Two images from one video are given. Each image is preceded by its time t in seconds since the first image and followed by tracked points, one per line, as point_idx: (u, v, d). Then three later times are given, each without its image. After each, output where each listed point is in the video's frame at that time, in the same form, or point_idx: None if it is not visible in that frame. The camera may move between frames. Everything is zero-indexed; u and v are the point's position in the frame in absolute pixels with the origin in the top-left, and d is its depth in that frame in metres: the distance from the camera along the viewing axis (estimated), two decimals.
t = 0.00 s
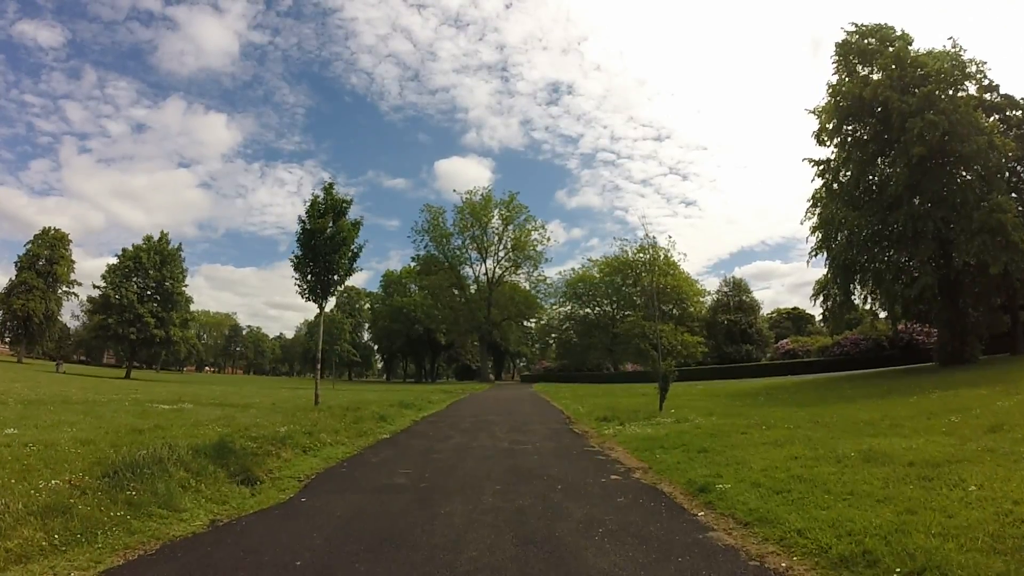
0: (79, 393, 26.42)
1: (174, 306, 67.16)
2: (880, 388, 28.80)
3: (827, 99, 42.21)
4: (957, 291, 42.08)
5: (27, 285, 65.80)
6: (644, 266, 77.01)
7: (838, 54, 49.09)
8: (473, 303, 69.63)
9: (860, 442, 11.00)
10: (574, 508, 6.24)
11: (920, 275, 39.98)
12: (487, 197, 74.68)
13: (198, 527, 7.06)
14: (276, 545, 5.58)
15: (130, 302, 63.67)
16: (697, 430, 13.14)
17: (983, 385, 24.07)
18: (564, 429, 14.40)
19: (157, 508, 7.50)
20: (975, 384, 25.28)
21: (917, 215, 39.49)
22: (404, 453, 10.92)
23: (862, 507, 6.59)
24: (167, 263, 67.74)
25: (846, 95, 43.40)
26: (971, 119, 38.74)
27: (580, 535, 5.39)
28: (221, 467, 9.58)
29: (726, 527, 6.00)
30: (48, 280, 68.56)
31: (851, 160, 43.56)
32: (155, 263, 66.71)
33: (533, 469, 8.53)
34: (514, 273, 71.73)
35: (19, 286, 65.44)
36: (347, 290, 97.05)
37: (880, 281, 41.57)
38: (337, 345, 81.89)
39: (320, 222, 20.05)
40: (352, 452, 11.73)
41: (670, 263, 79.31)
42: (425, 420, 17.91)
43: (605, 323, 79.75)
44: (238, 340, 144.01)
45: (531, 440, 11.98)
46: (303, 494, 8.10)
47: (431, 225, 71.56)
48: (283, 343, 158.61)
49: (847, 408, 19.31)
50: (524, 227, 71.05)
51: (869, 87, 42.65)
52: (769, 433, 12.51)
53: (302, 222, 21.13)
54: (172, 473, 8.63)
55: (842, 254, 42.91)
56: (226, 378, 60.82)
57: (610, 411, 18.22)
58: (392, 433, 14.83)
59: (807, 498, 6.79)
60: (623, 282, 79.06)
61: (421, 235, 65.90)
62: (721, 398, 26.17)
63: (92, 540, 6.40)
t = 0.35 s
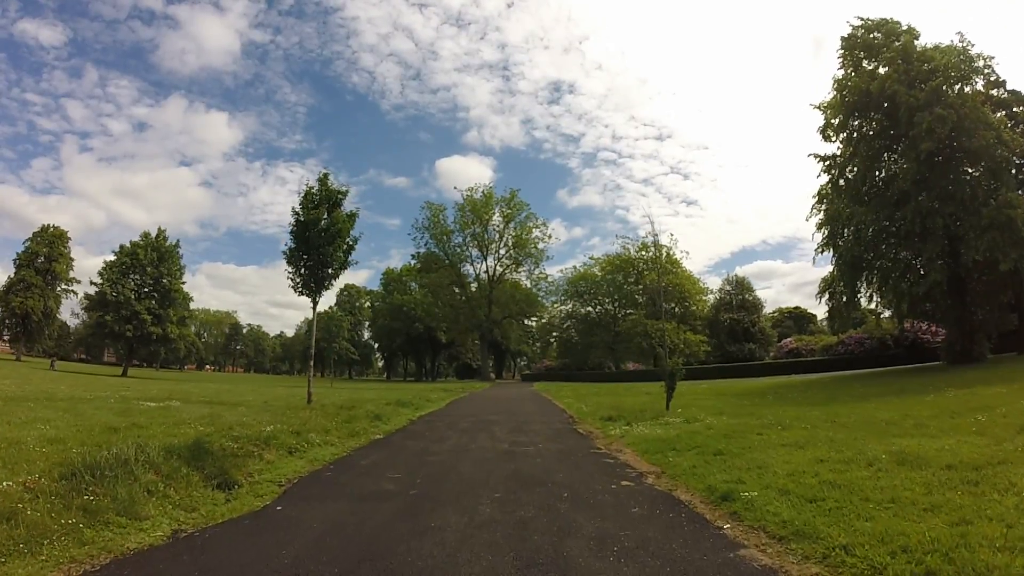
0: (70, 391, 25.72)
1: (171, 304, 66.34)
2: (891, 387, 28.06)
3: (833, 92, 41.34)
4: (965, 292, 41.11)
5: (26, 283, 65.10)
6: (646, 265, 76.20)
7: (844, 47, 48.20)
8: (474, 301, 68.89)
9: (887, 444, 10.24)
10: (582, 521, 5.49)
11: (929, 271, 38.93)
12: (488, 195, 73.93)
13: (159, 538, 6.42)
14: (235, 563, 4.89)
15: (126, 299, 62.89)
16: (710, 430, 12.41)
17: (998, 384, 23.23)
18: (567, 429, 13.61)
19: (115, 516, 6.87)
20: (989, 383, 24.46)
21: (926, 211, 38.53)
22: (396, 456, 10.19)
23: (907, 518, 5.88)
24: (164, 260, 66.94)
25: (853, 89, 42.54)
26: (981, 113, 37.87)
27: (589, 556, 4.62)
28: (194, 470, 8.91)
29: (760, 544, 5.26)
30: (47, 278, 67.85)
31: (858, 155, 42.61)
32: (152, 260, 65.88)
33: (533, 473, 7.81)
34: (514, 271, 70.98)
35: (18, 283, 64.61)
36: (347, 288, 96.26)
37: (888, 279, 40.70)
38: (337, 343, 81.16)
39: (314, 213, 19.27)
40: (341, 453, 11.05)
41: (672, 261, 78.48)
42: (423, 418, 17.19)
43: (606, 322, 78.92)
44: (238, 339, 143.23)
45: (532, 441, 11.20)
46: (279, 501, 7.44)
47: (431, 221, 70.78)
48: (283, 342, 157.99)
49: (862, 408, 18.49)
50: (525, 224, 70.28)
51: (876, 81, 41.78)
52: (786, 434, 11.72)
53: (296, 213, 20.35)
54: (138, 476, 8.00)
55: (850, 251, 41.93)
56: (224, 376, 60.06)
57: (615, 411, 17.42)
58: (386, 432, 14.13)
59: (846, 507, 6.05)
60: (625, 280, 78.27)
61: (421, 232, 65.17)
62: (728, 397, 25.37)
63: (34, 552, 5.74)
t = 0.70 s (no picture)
0: (57, 394, 25.04)
1: (166, 306, 65.43)
2: (899, 388, 27.38)
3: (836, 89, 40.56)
4: (972, 292, 40.29)
5: (23, 285, 64.31)
6: (646, 265, 75.58)
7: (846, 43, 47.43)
8: (473, 302, 68.22)
9: (910, 453, 9.66)
10: (585, 550, 4.82)
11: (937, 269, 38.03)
12: (487, 195, 73.28)
13: (110, 566, 5.85)
14: None
15: (121, 301, 61.97)
16: (720, 438, 11.83)
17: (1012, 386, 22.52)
18: (567, 436, 12.89)
19: (65, 539, 6.34)
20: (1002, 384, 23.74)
21: (931, 210, 37.69)
22: (384, 467, 9.51)
23: (952, 545, 5.28)
24: (160, 261, 66.07)
25: (857, 86, 41.76)
26: (987, 109, 37.08)
27: None
28: (163, 485, 8.31)
29: None
30: (44, 280, 67.08)
31: (862, 153, 41.79)
32: (148, 261, 65.01)
33: (531, 489, 7.13)
34: (514, 272, 70.33)
35: (15, 285, 63.90)
36: (346, 290, 95.52)
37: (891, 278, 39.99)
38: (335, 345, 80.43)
39: (305, 211, 18.56)
40: (327, 462, 10.43)
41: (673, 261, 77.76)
42: (418, 424, 16.48)
43: (606, 323, 78.20)
44: (237, 340, 142.49)
45: (531, 450, 10.47)
46: (249, 521, 6.84)
47: (429, 222, 70.04)
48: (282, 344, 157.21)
49: (873, 410, 17.83)
50: (524, 224, 69.61)
51: (879, 77, 41.01)
52: (801, 442, 11.12)
53: (287, 211, 19.66)
54: (98, 493, 7.47)
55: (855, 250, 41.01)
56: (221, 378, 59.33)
57: (617, 416, 16.67)
58: (378, 438, 13.47)
59: (881, 534, 5.46)
60: (625, 281, 77.56)
61: (420, 233, 64.50)
62: (734, 400, 24.69)
63: None
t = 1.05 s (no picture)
0: (39, 393, 24.18)
1: (161, 304, 64.45)
2: (908, 388, 26.61)
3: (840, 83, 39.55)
4: (977, 290, 39.33)
5: (19, 283, 63.33)
6: (646, 263, 74.82)
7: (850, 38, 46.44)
8: (472, 301, 67.42)
9: (940, 459, 8.99)
10: None
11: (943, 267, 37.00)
12: (485, 193, 72.50)
13: None
14: None
15: (115, 299, 60.98)
16: (730, 440, 11.16)
17: None
18: (565, 438, 12.10)
19: None
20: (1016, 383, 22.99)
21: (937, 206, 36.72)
22: (369, 473, 8.74)
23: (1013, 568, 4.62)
24: (155, 259, 65.08)
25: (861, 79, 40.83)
26: (993, 105, 36.03)
27: None
28: (122, 492, 7.57)
29: None
30: (40, 278, 66.16)
31: (865, 149, 40.87)
32: (143, 258, 64.02)
33: (525, 501, 6.42)
34: (513, 271, 69.53)
35: (10, 284, 62.85)
36: (343, 288, 94.63)
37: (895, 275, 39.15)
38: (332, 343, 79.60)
39: (293, 203, 17.79)
40: (309, 467, 9.71)
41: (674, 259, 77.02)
42: (409, 425, 15.71)
43: (606, 321, 77.38)
44: (235, 339, 141.48)
45: (528, 455, 9.71)
46: (210, 535, 6.13)
47: (427, 220, 69.18)
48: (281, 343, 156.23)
49: (887, 411, 17.13)
50: (523, 222, 68.83)
51: (884, 72, 40.08)
52: (817, 446, 10.46)
53: (275, 204, 18.90)
54: (46, 502, 6.75)
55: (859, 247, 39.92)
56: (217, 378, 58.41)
57: (617, 417, 15.87)
58: (367, 441, 12.73)
59: (930, 558, 4.79)
60: (625, 280, 76.80)
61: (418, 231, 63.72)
62: (738, 400, 23.94)
63: None
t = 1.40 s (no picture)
0: (26, 389, 23.44)
1: (158, 301, 63.64)
2: (920, 388, 25.82)
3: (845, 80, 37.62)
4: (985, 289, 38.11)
5: (17, 280, 62.56)
6: (648, 263, 74.13)
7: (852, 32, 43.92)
8: (472, 299, 66.70)
9: (977, 465, 8.49)
10: None
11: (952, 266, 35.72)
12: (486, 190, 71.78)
13: None
14: None
15: (111, 295, 60.22)
16: (747, 444, 10.62)
17: None
18: (571, 441, 11.39)
19: None
20: None
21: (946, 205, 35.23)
22: (357, 478, 8.05)
23: None
24: (152, 255, 64.29)
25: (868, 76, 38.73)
26: (1003, 101, 34.43)
27: None
28: (82, 499, 6.91)
29: None
30: (39, 275, 65.47)
31: (873, 146, 39.21)
32: (140, 255, 63.21)
33: (531, 516, 5.70)
34: (514, 269, 68.80)
35: (8, 280, 62.11)
36: (344, 286, 93.84)
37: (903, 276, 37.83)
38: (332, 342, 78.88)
39: (287, 193, 17.05)
40: (293, 470, 9.07)
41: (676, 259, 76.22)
42: (406, 425, 14.99)
43: (608, 321, 76.58)
44: (235, 337, 140.70)
45: (533, 460, 8.96)
46: (170, 551, 5.42)
47: (427, 217, 68.40)
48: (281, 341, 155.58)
49: (905, 413, 16.55)
50: (524, 220, 68.11)
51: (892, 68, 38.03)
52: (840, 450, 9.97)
53: (268, 194, 18.18)
54: None
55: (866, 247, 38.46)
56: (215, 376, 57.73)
57: (622, 418, 15.08)
58: (360, 441, 12.09)
59: None
60: (627, 279, 76.10)
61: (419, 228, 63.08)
62: (745, 401, 23.25)
63: None
